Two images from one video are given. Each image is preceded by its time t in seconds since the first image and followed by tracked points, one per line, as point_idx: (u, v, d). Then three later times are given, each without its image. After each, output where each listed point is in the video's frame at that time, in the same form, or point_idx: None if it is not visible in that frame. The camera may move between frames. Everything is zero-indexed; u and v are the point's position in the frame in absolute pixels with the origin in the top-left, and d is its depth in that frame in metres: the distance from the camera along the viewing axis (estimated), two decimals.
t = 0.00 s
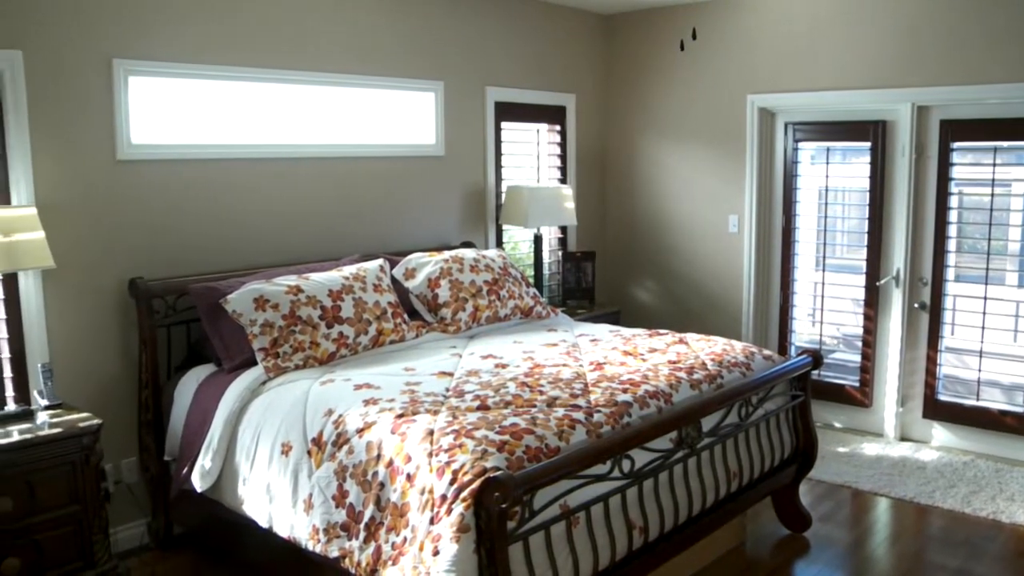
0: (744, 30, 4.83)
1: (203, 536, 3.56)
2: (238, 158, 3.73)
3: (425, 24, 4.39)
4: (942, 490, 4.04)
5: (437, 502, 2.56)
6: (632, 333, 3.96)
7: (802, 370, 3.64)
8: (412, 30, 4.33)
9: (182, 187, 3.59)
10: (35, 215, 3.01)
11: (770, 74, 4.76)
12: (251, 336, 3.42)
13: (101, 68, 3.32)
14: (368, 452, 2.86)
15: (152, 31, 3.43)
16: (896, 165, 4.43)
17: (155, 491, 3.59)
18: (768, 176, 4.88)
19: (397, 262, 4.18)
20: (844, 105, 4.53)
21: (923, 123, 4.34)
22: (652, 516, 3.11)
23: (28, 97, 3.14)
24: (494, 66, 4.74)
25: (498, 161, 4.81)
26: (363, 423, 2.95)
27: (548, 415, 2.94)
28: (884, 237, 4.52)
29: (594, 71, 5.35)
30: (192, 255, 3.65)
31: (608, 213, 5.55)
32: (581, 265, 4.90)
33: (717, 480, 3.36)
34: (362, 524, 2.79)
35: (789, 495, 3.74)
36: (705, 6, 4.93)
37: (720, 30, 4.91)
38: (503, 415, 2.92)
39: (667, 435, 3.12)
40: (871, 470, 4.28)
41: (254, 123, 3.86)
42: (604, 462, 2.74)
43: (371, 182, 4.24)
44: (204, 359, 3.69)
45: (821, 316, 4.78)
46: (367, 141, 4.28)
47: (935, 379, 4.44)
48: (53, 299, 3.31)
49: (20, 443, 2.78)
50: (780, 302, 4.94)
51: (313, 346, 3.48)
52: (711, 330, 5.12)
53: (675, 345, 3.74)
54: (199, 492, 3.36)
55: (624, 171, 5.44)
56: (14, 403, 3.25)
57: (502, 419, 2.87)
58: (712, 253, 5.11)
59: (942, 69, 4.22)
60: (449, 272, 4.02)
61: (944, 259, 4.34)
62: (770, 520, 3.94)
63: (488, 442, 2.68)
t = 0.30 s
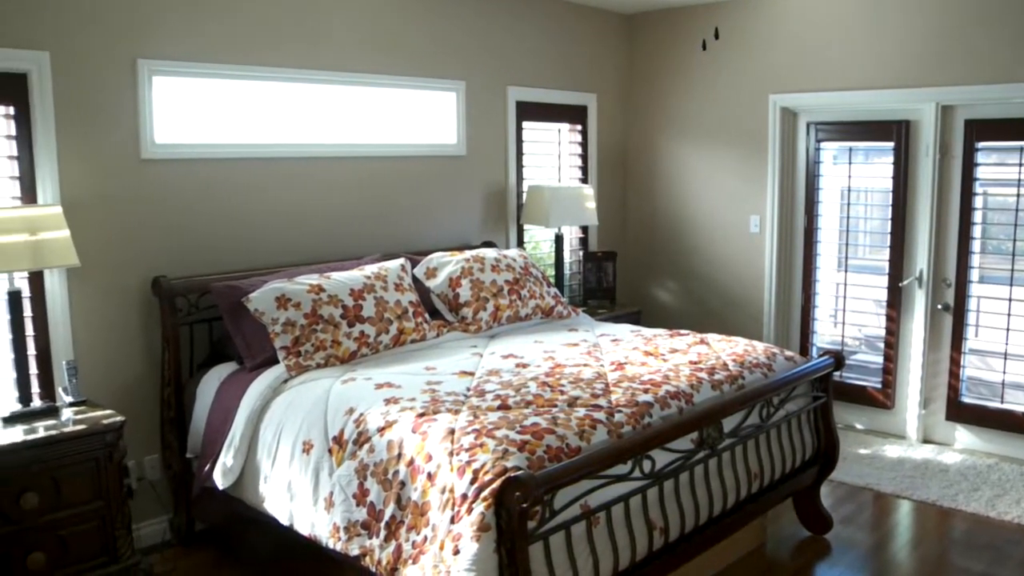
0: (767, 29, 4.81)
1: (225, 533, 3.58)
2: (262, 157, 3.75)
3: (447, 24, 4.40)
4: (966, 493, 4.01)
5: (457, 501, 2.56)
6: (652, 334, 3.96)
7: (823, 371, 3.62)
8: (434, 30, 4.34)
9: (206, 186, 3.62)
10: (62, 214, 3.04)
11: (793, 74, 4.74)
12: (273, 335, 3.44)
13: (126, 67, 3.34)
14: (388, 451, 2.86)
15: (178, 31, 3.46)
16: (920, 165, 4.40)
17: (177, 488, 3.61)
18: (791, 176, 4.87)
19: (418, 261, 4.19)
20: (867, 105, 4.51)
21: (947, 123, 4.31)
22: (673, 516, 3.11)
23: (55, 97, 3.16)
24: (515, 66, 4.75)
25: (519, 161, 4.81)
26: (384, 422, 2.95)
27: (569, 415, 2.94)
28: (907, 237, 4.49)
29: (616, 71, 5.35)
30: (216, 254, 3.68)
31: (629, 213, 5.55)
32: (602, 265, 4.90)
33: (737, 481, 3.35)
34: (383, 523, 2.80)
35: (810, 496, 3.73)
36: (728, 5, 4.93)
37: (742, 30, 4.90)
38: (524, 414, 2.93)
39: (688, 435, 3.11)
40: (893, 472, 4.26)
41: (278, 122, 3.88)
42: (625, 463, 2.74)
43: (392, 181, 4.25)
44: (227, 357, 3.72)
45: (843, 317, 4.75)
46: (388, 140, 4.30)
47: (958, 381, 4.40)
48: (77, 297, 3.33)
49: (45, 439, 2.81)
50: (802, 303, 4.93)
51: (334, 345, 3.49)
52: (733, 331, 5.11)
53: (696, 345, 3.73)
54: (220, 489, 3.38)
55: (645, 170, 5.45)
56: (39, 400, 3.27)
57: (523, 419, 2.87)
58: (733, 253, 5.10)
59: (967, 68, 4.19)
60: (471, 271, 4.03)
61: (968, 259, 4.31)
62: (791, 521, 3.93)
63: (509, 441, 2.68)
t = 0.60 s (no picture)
0: (790, 28, 4.79)
1: (246, 531, 3.60)
2: (285, 156, 3.77)
3: (469, 23, 4.41)
4: (990, 496, 3.98)
5: (478, 501, 2.57)
6: (674, 334, 3.96)
7: (846, 372, 3.60)
8: (456, 29, 4.35)
9: (229, 185, 3.64)
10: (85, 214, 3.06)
11: (816, 73, 4.72)
12: (294, 333, 3.45)
13: (150, 67, 3.37)
14: (409, 450, 2.87)
15: (203, 31, 3.48)
16: (943, 165, 4.37)
17: (199, 486, 3.63)
18: (813, 176, 4.85)
19: (439, 260, 4.20)
20: (889, 105, 4.48)
21: (971, 122, 4.28)
22: (693, 517, 3.10)
23: (79, 96, 3.19)
24: (536, 65, 4.75)
25: (540, 160, 4.82)
26: (405, 421, 2.96)
27: (590, 415, 2.93)
28: (930, 238, 4.46)
29: (638, 71, 5.35)
30: (239, 253, 3.70)
31: (651, 213, 5.55)
32: (623, 265, 4.90)
33: (758, 482, 3.34)
34: (403, 521, 2.81)
35: (831, 498, 3.71)
36: (751, 5, 4.91)
37: (765, 29, 4.88)
38: (544, 414, 2.92)
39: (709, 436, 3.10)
40: (915, 474, 4.23)
41: (301, 122, 3.90)
42: (646, 463, 2.73)
43: (414, 180, 4.26)
44: (248, 356, 3.74)
45: (865, 318, 4.73)
46: (410, 139, 4.31)
47: (982, 383, 4.37)
48: (101, 295, 3.36)
49: (69, 435, 2.83)
50: (824, 304, 4.91)
51: (355, 344, 3.50)
52: (753, 332, 5.10)
53: (717, 346, 3.72)
54: (242, 487, 3.40)
55: (666, 170, 5.44)
56: (64, 397, 3.30)
57: (543, 419, 2.87)
58: (755, 254, 5.09)
59: (992, 67, 4.15)
60: (492, 271, 4.04)
61: (992, 260, 4.27)
62: (812, 523, 3.91)
63: (530, 441, 2.68)
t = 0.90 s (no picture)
0: (813, 27, 4.77)
1: (268, 528, 3.62)
2: (308, 156, 3.79)
3: (491, 23, 4.41)
4: (1015, 500, 3.94)
5: (499, 500, 2.57)
6: (696, 334, 3.95)
7: (869, 373, 3.58)
8: (478, 29, 4.36)
9: (253, 185, 3.66)
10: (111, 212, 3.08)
11: (840, 72, 4.70)
12: (316, 332, 3.47)
13: (176, 67, 3.39)
14: (431, 449, 2.87)
15: (227, 31, 3.50)
16: (969, 166, 4.33)
17: (222, 483, 3.66)
18: (836, 176, 4.83)
19: (461, 260, 4.21)
20: (913, 105, 4.45)
21: (998, 122, 4.24)
22: (714, 518, 3.09)
23: (105, 97, 3.22)
24: (558, 65, 4.75)
25: (563, 160, 4.82)
26: (426, 420, 2.96)
27: (611, 415, 2.93)
28: (956, 239, 4.42)
29: (660, 70, 5.34)
30: (262, 252, 3.72)
31: (673, 213, 5.54)
32: (645, 265, 4.89)
33: (780, 483, 3.32)
34: (424, 520, 2.81)
35: (853, 500, 3.69)
36: (774, 4, 4.89)
37: (788, 29, 4.86)
38: (566, 414, 2.92)
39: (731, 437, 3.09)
40: (939, 477, 4.21)
41: (324, 121, 3.92)
42: (668, 464, 2.72)
43: (436, 180, 4.27)
44: (271, 354, 3.76)
45: (888, 320, 4.70)
46: (432, 139, 4.32)
47: (1008, 386, 4.33)
48: (126, 293, 3.39)
49: (95, 432, 2.86)
50: (847, 305, 4.88)
51: (377, 343, 3.51)
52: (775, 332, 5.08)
53: (739, 346, 3.71)
54: (264, 485, 3.41)
55: (688, 170, 5.43)
56: (90, 394, 3.33)
57: (565, 419, 2.87)
58: (778, 254, 5.07)
59: (1019, 67, 4.11)
60: (514, 270, 4.04)
61: (1019, 261, 4.24)
62: (834, 525, 3.89)
63: (551, 440, 2.68)
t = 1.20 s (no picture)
0: (839, 26, 4.74)
1: (290, 525, 3.64)
2: (333, 155, 3.81)
3: (514, 22, 4.41)
4: None
5: (521, 499, 2.57)
6: (718, 335, 3.94)
7: (893, 375, 3.55)
8: (501, 28, 4.36)
9: (278, 184, 3.68)
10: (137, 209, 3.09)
11: (865, 72, 4.67)
12: (340, 331, 3.49)
13: (202, 66, 3.42)
14: (453, 448, 2.88)
15: (253, 30, 3.52)
16: (996, 166, 4.29)
17: (245, 480, 3.68)
18: (861, 176, 4.80)
19: (484, 259, 4.22)
20: (939, 105, 4.42)
21: None
22: (737, 519, 3.08)
23: (132, 96, 3.24)
24: (581, 65, 4.74)
25: (585, 160, 4.82)
26: (449, 419, 2.97)
27: (634, 415, 2.92)
28: (982, 240, 4.38)
29: (683, 70, 5.33)
30: (286, 251, 3.74)
31: (696, 213, 5.54)
32: (667, 265, 4.88)
33: (803, 485, 3.31)
34: (446, 519, 2.81)
35: (876, 503, 3.67)
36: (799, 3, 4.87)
37: (813, 28, 4.84)
38: (589, 414, 2.92)
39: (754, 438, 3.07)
40: (963, 480, 4.18)
41: (349, 120, 3.94)
42: (691, 464, 2.71)
43: (459, 179, 4.28)
44: (294, 352, 3.78)
45: (912, 321, 4.67)
46: (455, 138, 4.33)
47: None
48: (151, 291, 3.41)
49: (120, 428, 2.88)
50: (870, 306, 4.86)
51: (400, 341, 3.52)
52: (798, 333, 5.06)
53: (762, 347, 3.70)
54: (287, 482, 3.43)
55: (712, 169, 5.43)
56: (115, 391, 3.36)
57: (588, 419, 2.87)
58: (801, 254, 5.06)
59: None
60: (537, 270, 4.04)
61: None
62: (858, 527, 3.87)
63: (574, 440, 2.67)
